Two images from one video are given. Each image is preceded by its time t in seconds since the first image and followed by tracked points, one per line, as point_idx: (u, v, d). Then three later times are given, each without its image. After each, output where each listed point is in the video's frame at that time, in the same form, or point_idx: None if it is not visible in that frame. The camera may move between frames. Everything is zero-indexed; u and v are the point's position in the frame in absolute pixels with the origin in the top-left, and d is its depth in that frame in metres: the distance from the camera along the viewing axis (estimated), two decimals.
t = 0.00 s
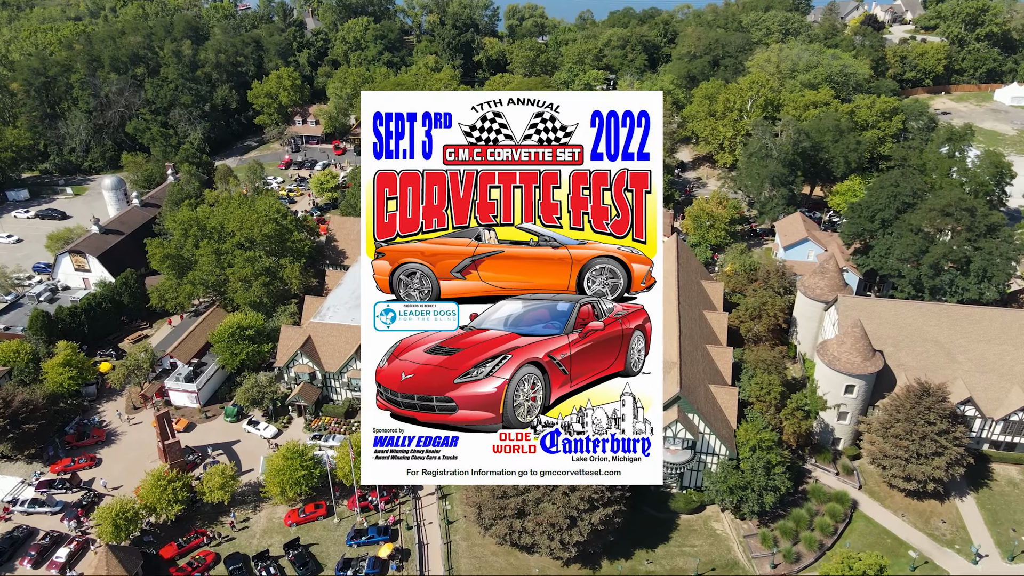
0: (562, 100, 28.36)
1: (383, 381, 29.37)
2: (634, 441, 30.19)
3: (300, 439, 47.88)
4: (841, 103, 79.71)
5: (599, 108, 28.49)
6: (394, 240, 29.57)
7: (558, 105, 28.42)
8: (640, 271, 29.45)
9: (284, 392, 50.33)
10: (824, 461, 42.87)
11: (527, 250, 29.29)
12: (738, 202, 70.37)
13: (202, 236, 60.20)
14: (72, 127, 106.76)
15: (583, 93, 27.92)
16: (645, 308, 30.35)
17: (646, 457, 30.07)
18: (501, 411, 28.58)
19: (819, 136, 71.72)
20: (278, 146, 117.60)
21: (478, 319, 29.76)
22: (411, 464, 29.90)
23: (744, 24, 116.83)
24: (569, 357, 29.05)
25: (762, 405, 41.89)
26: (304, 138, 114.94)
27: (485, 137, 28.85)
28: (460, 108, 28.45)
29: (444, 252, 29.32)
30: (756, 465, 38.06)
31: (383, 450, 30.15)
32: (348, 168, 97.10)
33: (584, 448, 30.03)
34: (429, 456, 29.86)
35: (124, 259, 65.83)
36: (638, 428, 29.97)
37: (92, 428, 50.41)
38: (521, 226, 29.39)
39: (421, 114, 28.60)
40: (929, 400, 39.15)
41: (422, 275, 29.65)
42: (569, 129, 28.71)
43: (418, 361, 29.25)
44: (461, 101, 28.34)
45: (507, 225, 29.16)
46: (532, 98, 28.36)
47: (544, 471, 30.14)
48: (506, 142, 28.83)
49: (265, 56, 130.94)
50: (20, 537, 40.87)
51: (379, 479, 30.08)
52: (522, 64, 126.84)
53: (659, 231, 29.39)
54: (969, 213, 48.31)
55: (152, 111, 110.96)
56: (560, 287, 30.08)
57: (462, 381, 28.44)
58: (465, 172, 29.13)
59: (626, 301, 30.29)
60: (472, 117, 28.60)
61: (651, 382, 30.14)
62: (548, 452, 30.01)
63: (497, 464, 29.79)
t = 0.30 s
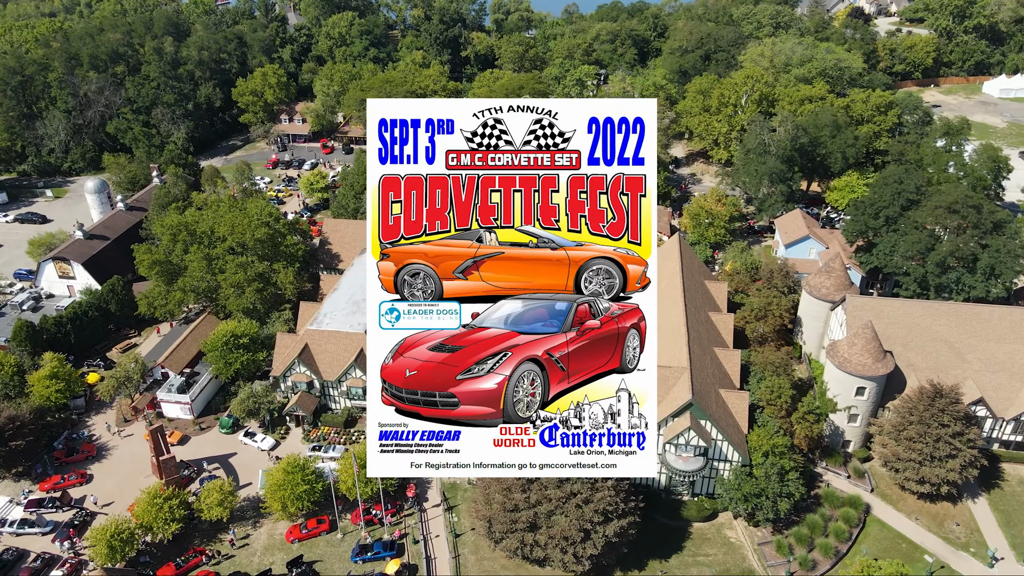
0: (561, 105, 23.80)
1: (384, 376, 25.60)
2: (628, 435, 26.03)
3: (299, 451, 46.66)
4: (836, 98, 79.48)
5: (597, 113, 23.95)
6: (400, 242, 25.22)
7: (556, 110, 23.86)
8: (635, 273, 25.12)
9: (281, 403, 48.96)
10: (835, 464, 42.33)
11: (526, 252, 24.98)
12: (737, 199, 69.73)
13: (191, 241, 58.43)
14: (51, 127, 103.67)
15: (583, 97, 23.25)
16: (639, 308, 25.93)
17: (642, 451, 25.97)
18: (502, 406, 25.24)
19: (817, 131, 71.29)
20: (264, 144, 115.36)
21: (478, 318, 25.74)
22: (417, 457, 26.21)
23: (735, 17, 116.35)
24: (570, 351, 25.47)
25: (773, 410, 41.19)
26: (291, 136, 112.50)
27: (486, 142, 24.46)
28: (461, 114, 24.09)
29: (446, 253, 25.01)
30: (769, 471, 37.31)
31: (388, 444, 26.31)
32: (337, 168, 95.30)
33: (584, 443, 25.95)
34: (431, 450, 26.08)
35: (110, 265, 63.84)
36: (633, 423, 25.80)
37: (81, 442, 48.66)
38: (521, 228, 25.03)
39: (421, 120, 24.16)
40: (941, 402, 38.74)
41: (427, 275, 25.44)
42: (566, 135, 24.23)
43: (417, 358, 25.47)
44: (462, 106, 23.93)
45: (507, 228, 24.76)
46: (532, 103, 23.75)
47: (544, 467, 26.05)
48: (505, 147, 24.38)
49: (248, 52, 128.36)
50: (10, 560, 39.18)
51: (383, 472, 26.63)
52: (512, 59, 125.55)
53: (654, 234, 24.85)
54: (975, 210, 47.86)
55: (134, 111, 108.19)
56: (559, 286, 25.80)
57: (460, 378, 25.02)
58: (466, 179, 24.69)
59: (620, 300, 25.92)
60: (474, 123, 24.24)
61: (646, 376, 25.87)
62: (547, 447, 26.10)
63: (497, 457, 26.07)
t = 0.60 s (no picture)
0: (558, 113, 27.86)
1: (391, 373, 28.91)
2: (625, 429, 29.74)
3: (299, 463, 45.42)
4: (832, 93, 79.14)
5: (593, 121, 27.99)
6: (404, 244, 29.12)
7: (554, 118, 27.88)
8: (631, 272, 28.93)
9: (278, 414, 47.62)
10: (847, 467, 41.79)
11: (526, 253, 29.02)
12: (735, 196, 69.14)
13: (181, 247, 56.73)
14: (28, 127, 100.46)
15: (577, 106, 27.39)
16: (636, 306, 29.55)
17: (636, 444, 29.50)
18: (502, 402, 28.79)
19: (815, 127, 70.89)
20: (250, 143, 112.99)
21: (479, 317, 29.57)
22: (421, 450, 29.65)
23: (726, 11, 115.71)
24: (565, 349, 29.15)
25: (784, 414, 40.57)
26: (278, 135, 110.11)
27: (487, 148, 28.46)
28: (464, 122, 28.03)
29: (450, 254, 28.93)
30: (785, 477, 36.64)
31: (392, 438, 29.53)
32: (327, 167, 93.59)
33: (581, 436, 29.58)
34: (435, 444, 29.44)
35: (96, 272, 61.86)
36: (628, 417, 29.59)
37: (71, 459, 46.95)
38: (521, 230, 29.04)
39: (427, 128, 28.10)
40: (955, 403, 38.29)
41: (429, 275, 29.28)
42: (564, 141, 28.22)
43: (425, 357, 28.97)
44: (465, 114, 27.91)
45: (508, 230, 28.81)
46: (531, 111, 27.84)
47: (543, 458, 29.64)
48: (506, 153, 28.43)
49: (232, 49, 125.65)
50: None
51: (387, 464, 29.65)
52: (500, 54, 124.08)
53: (648, 236, 28.83)
54: (982, 207, 47.50)
55: (115, 110, 105.33)
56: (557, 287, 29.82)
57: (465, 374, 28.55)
58: (469, 184, 28.74)
59: (618, 299, 29.71)
60: (475, 130, 28.21)
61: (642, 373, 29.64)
62: (546, 440, 29.63)
63: (498, 450, 29.51)
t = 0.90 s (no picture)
0: (557, 120, 26.52)
1: (394, 369, 28.04)
2: (620, 424, 28.88)
3: (300, 478, 44.18)
4: (827, 87, 78.66)
5: (589, 128, 26.70)
6: (408, 246, 27.84)
7: (553, 124, 26.59)
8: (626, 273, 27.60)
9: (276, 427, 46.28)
10: (858, 471, 41.29)
11: (526, 254, 27.63)
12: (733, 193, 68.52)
13: (170, 254, 55.01)
14: (6, 129, 97.45)
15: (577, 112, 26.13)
16: (628, 305, 28.30)
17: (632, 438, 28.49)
18: (502, 398, 27.84)
19: (813, 123, 70.44)
20: (236, 142, 110.58)
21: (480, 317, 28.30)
22: (424, 445, 28.82)
23: (716, 5, 115.09)
24: (564, 346, 27.88)
25: (796, 418, 40.00)
26: (264, 134, 107.81)
27: (488, 153, 27.21)
28: (465, 127, 26.83)
29: (453, 256, 27.57)
30: (800, 484, 35.96)
31: (397, 431, 28.81)
32: (316, 167, 91.78)
33: (577, 430, 28.72)
34: (437, 438, 28.67)
35: (81, 280, 59.86)
36: (624, 413, 28.61)
37: (60, 477, 45.19)
38: (521, 233, 27.69)
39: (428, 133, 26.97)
40: (969, 405, 37.85)
41: (433, 276, 27.83)
42: (562, 147, 27.01)
43: (428, 353, 27.95)
44: (466, 121, 26.70)
45: (508, 233, 27.47)
46: (529, 118, 26.65)
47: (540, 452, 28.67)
48: (506, 159, 27.20)
49: (214, 46, 122.99)
50: None
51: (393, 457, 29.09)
52: (489, 49, 122.53)
53: (644, 240, 27.42)
54: (988, 204, 47.24)
55: (95, 110, 102.51)
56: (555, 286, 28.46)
57: (465, 371, 27.47)
58: (469, 190, 27.50)
59: (613, 298, 28.31)
60: (476, 136, 27.01)
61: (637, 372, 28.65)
62: (544, 435, 28.66)
63: (498, 444, 28.54)
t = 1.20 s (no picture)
0: (556, 128, 29.89)
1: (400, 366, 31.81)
2: (616, 418, 32.28)
3: (302, 493, 42.93)
4: (823, 82, 78.26)
5: (586, 134, 30.08)
6: (413, 247, 31.32)
7: (551, 132, 30.01)
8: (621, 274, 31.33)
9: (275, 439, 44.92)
10: (871, 474, 40.80)
11: (526, 256, 31.35)
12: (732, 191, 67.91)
13: (160, 262, 53.32)
14: None
15: (574, 121, 29.41)
16: (624, 305, 32.13)
17: (626, 431, 31.98)
18: (505, 392, 31.47)
19: (811, 119, 70.04)
20: (221, 143, 108.24)
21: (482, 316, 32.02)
22: (429, 438, 32.51)
23: None
24: (561, 344, 31.52)
25: (809, 423, 39.43)
26: (250, 134, 105.50)
27: (489, 159, 30.68)
28: (467, 135, 30.29)
29: (456, 256, 31.17)
30: (817, 492, 35.40)
31: (403, 425, 32.27)
32: (306, 167, 89.97)
33: (576, 423, 32.14)
34: (441, 431, 32.25)
35: (66, 289, 57.94)
36: (619, 407, 31.96)
37: (51, 496, 43.51)
38: (520, 235, 31.32)
39: (435, 141, 30.45)
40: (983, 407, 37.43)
41: (436, 276, 31.29)
42: (559, 153, 30.35)
43: (434, 351, 31.63)
44: (469, 129, 30.10)
45: (508, 235, 31.10)
46: (530, 126, 29.99)
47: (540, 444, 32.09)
48: (507, 164, 30.68)
49: (196, 44, 120.35)
50: None
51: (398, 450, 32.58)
52: (478, 45, 121.08)
53: (637, 239, 30.88)
54: (994, 201, 46.83)
55: (75, 111, 99.74)
56: (552, 287, 32.32)
57: (469, 368, 31.33)
58: (472, 194, 31.00)
59: (608, 298, 32.24)
60: (478, 143, 30.47)
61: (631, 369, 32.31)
62: (542, 428, 32.23)
63: (499, 437, 32.15)
